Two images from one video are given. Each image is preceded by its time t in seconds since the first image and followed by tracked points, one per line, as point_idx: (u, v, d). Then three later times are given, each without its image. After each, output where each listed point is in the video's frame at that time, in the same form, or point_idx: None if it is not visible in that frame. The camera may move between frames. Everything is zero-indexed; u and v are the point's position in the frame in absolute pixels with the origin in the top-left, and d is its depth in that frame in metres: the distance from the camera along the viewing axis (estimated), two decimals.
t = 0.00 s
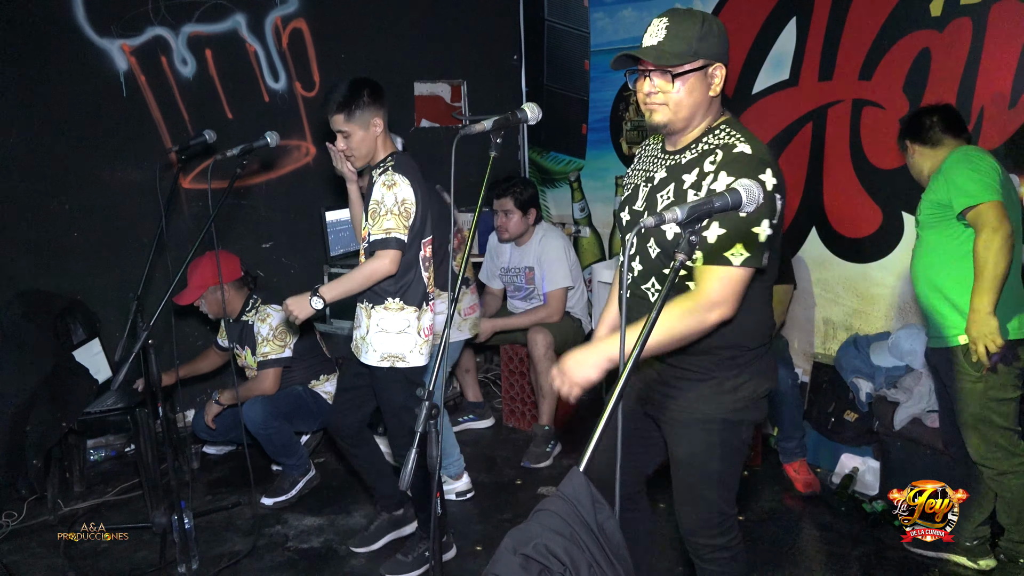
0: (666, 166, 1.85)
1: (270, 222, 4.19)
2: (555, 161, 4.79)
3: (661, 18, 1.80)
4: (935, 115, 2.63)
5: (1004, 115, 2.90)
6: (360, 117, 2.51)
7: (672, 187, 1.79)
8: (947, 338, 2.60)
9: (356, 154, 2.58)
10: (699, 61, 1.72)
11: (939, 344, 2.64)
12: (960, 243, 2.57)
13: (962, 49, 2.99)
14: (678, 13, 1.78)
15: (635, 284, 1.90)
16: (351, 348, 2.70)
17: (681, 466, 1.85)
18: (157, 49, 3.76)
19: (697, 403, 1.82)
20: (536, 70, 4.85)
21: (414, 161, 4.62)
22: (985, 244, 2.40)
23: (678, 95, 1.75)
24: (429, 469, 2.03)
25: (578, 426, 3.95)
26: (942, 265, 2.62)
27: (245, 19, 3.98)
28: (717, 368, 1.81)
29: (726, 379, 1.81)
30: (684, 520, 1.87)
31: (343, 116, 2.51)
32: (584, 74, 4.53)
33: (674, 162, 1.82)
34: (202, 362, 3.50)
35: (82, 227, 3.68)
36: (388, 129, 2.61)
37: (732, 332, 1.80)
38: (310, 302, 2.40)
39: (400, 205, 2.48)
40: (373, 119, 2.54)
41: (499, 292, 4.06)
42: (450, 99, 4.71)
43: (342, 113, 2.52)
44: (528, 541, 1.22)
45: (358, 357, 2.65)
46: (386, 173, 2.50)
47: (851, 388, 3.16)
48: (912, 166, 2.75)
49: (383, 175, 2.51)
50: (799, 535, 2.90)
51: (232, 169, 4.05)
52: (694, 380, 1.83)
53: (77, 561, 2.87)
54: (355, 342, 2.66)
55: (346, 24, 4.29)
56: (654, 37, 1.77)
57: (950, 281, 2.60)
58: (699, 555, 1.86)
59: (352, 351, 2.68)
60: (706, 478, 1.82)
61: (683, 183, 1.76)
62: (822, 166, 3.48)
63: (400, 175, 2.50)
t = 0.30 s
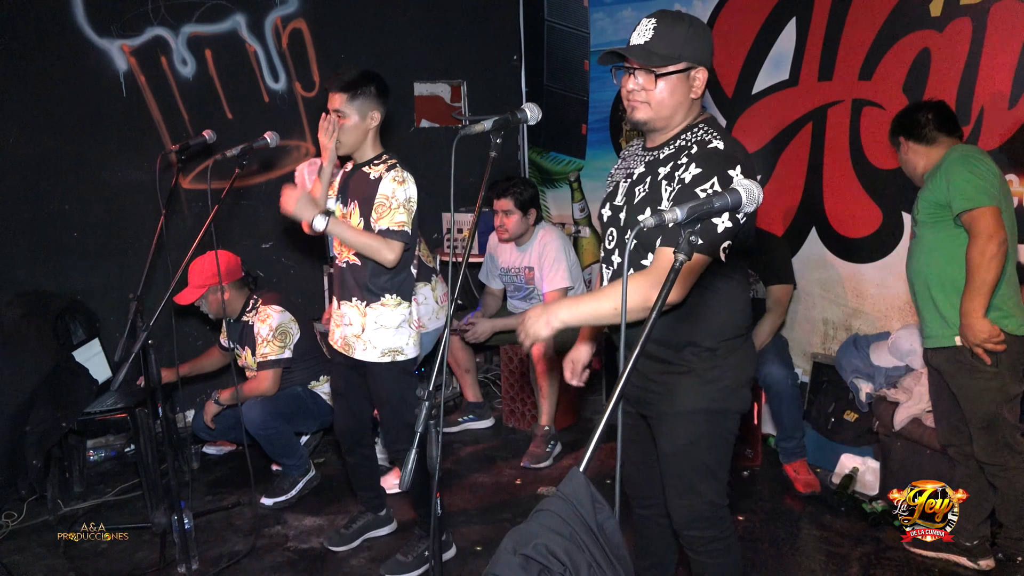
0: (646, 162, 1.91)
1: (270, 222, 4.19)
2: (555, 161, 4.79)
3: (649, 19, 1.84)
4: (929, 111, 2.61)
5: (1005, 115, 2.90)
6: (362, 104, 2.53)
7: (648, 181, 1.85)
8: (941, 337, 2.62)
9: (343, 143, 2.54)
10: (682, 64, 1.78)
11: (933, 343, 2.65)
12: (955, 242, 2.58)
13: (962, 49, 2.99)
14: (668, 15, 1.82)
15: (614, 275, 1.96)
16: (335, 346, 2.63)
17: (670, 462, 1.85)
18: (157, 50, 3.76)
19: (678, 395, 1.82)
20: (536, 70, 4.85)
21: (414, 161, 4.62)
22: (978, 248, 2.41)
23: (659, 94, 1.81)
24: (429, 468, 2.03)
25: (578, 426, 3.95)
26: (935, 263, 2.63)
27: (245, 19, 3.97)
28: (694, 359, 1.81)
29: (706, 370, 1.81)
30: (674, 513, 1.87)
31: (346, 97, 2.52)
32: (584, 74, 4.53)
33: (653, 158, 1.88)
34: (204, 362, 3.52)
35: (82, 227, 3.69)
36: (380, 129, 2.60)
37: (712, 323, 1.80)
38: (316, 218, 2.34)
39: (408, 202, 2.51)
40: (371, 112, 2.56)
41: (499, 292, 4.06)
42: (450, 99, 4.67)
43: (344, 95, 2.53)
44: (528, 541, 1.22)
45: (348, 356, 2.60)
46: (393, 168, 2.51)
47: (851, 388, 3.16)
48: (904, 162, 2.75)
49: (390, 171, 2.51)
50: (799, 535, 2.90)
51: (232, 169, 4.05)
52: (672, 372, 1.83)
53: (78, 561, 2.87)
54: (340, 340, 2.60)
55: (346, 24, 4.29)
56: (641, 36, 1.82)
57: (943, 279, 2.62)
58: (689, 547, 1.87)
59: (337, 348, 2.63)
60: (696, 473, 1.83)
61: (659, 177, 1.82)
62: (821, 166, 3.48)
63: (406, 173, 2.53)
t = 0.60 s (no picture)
0: (626, 165, 1.91)
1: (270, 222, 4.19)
2: (555, 161, 4.79)
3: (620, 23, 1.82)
4: (947, 102, 2.58)
5: (1004, 115, 2.91)
6: (357, 100, 2.56)
7: (641, 184, 1.86)
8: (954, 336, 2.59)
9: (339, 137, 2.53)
10: (654, 65, 1.78)
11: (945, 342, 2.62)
12: (965, 239, 2.57)
13: (962, 48, 2.99)
14: (639, 19, 1.82)
15: (608, 277, 1.94)
16: (328, 345, 2.58)
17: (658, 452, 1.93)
18: (157, 50, 3.76)
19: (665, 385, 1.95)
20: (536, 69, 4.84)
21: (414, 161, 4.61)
22: (1011, 244, 2.39)
23: (632, 97, 1.81)
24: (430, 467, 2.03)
25: (578, 426, 3.95)
26: (943, 260, 2.62)
27: (245, 19, 3.97)
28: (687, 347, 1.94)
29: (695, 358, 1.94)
30: (645, 508, 1.93)
31: (346, 91, 2.54)
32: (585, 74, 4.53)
33: (636, 161, 1.88)
34: (206, 361, 3.53)
35: (81, 227, 3.69)
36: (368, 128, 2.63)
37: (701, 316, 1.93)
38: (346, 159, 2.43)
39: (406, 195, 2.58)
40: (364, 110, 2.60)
41: (498, 292, 4.05)
42: (450, 99, 4.67)
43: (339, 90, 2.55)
44: (528, 541, 1.22)
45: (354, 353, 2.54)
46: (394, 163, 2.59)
47: (851, 387, 3.15)
48: (909, 155, 2.72)
49: (392, 165, 2.59)
50: (799, 535, 2.90)
51: (232, 169, 4.05)
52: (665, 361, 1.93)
53: (77, 561, 2.87)
54: (338, 338, 2.55)
55: (346, 23, 4.28)
56: (613, 41, 1.80)
57: (951, 277, 2.60)
58: (660, 541, 1.94)
59: (332, 348, 2.57)
60: (678, 463, 1.92)
61: (651, 179, 1.84)
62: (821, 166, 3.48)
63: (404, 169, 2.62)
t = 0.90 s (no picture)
0: (631, 160, 1.89)
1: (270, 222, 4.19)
2: (555, 162, 4.79)
3: (618, 22, 1.88)
4: (961, 98, 2.52)
5: (1004, 115, 2.91)
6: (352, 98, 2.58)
7: (654, 178, 1.85)
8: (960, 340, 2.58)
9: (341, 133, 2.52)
10: (650, 60, 1.81)
11: (951, 345, 2.60)
12: (978, 240, 2.54)
13: (962, 48, 2.99)
14: (634, 18, 1.87)
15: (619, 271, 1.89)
16: (330, 344, 2.56)
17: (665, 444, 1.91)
18: (157, 50, 3.76)
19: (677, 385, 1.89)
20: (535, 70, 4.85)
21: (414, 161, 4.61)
22: None
23: (631, 91, 1.82)
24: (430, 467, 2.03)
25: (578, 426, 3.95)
26: (955, 261, 2.59)
27: (245, 19, 3.97)
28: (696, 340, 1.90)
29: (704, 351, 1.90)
30: (659, 498, 1.94)
31: (341, 90, 2.55)
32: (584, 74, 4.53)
33: (643, 155, 1.87)
34: (205, 363, 3.53)
35: (82, 227, 3.70)
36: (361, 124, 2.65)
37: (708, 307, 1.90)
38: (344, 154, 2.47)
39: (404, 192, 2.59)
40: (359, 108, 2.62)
41: (499, 292, 4.01)
42: (450, 99, 4.68)
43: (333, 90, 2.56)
44: (528, 541, 1.22)
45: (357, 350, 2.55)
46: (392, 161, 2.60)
47: (851, 388, 3.14)
48: (915, 149, 2.66)
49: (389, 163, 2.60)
50: (799, 535, 2.90)
51: (232, 169, 4.04)
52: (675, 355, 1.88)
53: (77, 561, 2.87)
54: (340, 336, 2.55)
55: (346, 23, 4.28)
56: (611, 37, 1.85)
57: (963, 279, 2.57)
58: (664, 528, 1.95)
59: (335, 346, 2.56)
60: (688, 454, 1.91)
61: (666, 173, 1.85)
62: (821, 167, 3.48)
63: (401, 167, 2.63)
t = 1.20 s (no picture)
0: (654, 163, 1.85)
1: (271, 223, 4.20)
2: (555, 162, 4.80)
3: (628, 23, 1.85)
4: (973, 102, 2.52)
5: (1004, 116, 2.91)
6: (345, 100, 2.54)
7: (682, 179, 1.81)
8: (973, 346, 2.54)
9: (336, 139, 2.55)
10: (665, 61, 1.78)
11: (963, 351, 2.56)
12: (989, 245, 2.52)
13: (962, 49, 2.99)
14: (645, 19, 1.84)
15: (650, 277, 1.83)
16: (327, 348, 2.57)
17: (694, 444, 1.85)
18: (157, 50, 3.76)
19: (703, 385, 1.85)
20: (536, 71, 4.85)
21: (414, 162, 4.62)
22: None
23: (648, 91, 1.78)
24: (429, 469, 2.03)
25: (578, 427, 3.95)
26: (965, 264, 2.56)
27: (245, 20, 3.97)
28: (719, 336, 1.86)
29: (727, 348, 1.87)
30: (685, 502, 1.88)
31: (328, 97, 2.52)
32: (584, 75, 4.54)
33: (667, 156, 1.83)
34: (206, 363, 3.52)
35: (82, 228, 3.70)
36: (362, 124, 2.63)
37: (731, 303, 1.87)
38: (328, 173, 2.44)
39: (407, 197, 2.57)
40: (355, 108, 2.58)
41: (499, 293, 4.01)
42: (450, 99, 4.71)
43: (324, 98, 2.53)
44: (529, 542, 1.22)
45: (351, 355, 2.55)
46: (397, 165, 2.59)
47: (851, 388, 3.14)
48: (930, 150, 2.61)
49: (393, 167, 2.59)
50: (799, 535, 2.90)
51: (232, 170, 4.05)
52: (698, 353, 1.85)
53: (78, 562, 2.87)
54: (337, 340, 2.55)
55: (346, 24, 4.29)
56: (623, 38, 1.81)
57: (975, 283, 2.54)
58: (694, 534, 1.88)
59: (331, 348, 2.57)
60: (720, 456, 1.86)
61: (694, 173, 1.81)
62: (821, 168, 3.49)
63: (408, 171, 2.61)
